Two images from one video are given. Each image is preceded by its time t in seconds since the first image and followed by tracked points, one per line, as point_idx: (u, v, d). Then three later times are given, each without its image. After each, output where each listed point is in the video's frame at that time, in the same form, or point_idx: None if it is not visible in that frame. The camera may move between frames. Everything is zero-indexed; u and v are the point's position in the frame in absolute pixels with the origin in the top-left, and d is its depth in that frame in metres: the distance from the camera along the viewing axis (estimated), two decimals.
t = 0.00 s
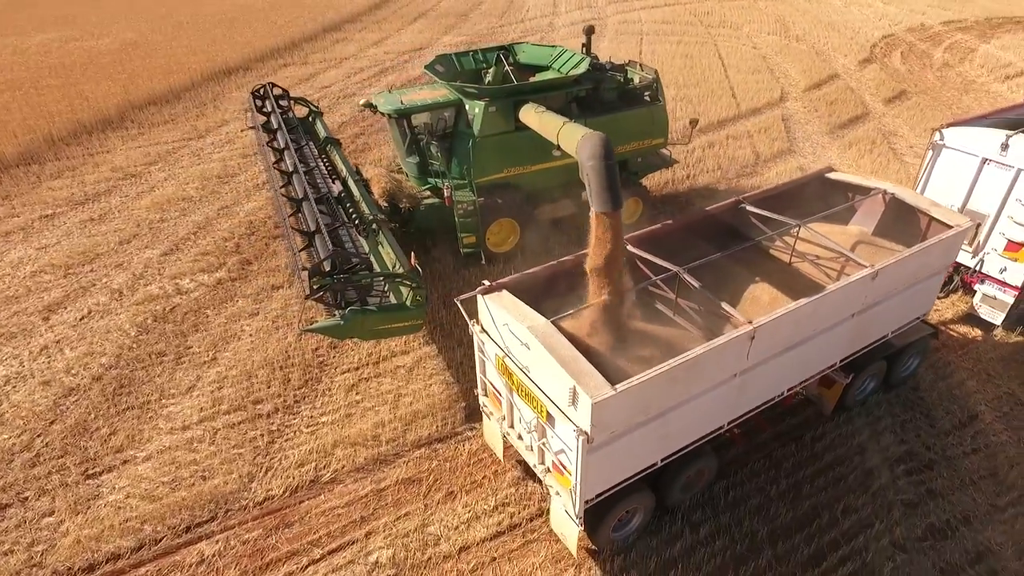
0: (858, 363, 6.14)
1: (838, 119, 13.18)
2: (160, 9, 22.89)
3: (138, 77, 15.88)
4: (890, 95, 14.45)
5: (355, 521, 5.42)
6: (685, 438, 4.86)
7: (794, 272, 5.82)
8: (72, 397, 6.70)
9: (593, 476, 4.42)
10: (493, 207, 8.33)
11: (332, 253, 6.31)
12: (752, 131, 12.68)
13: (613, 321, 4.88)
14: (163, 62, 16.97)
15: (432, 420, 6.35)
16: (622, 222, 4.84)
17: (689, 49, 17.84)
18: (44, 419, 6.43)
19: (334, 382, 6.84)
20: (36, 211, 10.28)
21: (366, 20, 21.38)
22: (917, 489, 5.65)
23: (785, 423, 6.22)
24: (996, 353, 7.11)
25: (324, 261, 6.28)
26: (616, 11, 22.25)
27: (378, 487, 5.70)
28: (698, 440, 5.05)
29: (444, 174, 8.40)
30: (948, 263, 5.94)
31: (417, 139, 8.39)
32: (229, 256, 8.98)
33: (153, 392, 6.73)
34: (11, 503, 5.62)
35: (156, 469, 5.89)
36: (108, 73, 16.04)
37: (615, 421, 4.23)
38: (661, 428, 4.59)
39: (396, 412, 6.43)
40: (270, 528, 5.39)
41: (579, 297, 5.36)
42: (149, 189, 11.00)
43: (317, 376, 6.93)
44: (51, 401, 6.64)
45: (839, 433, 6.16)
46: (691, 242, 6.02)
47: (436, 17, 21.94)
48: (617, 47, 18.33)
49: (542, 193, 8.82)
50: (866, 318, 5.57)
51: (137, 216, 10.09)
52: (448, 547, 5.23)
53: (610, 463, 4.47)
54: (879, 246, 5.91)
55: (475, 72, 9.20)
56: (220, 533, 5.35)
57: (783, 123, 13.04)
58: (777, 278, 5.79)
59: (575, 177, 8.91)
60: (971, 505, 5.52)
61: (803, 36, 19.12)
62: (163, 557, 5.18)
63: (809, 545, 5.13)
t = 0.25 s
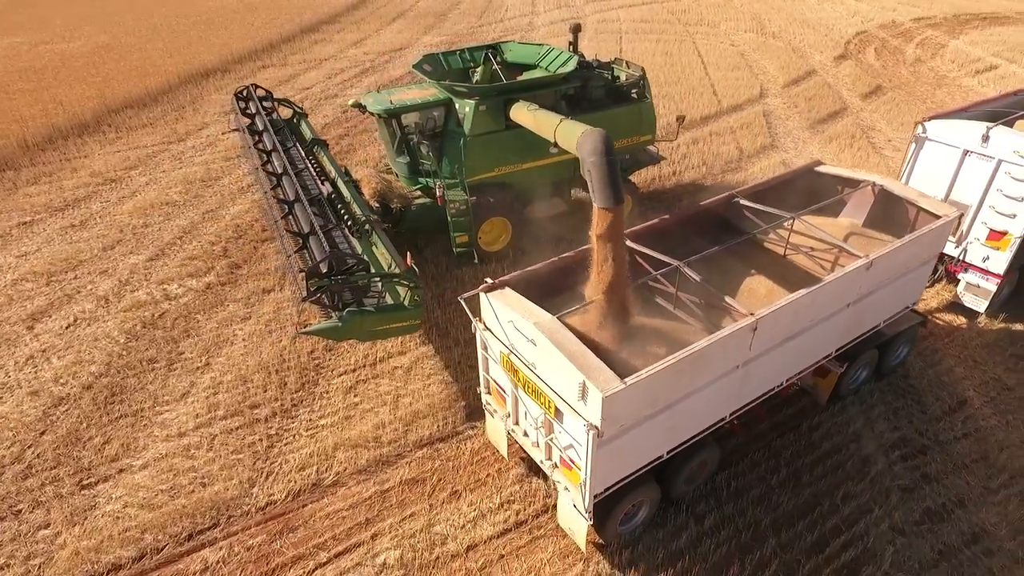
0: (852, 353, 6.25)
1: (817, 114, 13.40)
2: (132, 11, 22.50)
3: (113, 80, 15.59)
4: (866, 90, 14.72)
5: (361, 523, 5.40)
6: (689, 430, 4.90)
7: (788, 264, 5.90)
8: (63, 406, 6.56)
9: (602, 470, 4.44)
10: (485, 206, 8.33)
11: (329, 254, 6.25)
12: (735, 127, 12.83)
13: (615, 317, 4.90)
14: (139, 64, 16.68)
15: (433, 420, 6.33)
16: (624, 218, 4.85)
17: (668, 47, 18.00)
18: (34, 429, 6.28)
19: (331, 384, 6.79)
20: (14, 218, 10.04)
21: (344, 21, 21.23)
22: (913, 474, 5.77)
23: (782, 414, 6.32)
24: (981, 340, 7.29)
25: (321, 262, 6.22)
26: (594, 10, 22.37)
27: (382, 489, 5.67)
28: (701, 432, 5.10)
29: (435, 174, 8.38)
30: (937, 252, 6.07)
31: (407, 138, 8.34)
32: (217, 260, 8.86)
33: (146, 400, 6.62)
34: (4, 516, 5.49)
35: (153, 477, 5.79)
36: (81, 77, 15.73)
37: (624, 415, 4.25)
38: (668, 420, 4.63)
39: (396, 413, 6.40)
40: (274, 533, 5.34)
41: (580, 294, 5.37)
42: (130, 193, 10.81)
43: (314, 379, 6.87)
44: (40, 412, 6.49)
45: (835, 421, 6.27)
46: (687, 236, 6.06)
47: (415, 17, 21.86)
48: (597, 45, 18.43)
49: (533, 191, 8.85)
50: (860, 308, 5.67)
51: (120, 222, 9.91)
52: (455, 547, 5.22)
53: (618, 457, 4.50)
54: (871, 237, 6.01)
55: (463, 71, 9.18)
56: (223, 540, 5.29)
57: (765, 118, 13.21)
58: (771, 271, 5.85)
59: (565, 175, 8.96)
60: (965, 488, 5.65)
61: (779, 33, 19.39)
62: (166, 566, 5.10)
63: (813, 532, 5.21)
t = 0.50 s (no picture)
0: (848, 343, 6.35)
1: (801, 110, 13.58)
2: (108, 13, 22.14)
3: (92, 83, 15.33)
4: (847, 86, 14.94)
5: (369, 524, 5.38)
6: (696, 423, 4.94)
7: (786, 257, 5.98)
8: (57, 414, 6.45)
9: (613, 464, 4.47)
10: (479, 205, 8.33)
11: (329, 255, 6.21)
12: (721, 123, 12.96)
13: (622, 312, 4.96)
14: (118, 67, 16.42)
15: (435, 420, 6.32)
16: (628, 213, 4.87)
17: (651, 46, 18.12)
18: (28, 438, 6.17)
19: (332, 386, 6.75)
20: None
21: (325, 22, 21.09)
22: (911, 462, 5.88)
23: (781, 405, 6.40)
24: (970, 329, 7.44)
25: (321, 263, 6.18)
26: (576, 9, 22.44)
27: (388, 490, 5.66)
28: (707, 424, 5.15)
29: (429, 173, 8.37)
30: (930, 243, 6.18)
31: (400, 138, 8.31)
32: (209, 264, 8.77)
33: (143, 406, 6.52)
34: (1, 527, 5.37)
35: (154, 484, 5.71)
36: (59, 79, 15.45)
37: (635, 408, 4.28)
38: (677, 413, 4.67)
39: (399, 413, 6.39)
40: (281, 537, 5.29)
41: (584, 289, 5.40)
42: (115, 198, 10.65)
43: (314, 382, 6.82)
44: (34, 420, 6.37)
45: (833, 412, 6.36)
46: (686, 230, 6.11)
47: (397, 18, 21.77)
48: (581, 44, 18.50)
49: (527, 189, 8.86)
50: (858, 299, 5.76)
51: (106, 226, 9.75)
52: (465, 545, 5.22)
53: (629, 451, 4.52)
54: (866, 229, 6.11)
55: (454, 71, 9.16)
56: (229, 545, 5.24)
57: (750, 115, 13.36)
58: (769, 264, 5.93)
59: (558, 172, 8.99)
60: (962, 474, 5.77)
61: (759, 31, 19.61)
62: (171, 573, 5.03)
63: (817, 521, 5.29)
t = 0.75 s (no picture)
0: (846, 336, 6.44)
1: (787, 107, 13.74)
2: (86, 15, 21.80)
3: (73, 85, 15.09)
4: (831, 83, 15.13)
5: (377, 525, 5.37)
6: (703, 417, 4.98)
7: (785, 252, 6.04)
8: (53, 422, 6.35)
9: (624, 459, 4.49)
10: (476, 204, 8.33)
11: (330, 256, 6.17)
12: (709, 121, 13.07)
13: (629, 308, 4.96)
14: (99, 69, 16.18)
15: (439, 419, 6.31)
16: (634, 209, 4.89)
17: (636, 44, 18.23)
18: (25, 447, 6.06)
19: (333, 388, 6.71)
20: None
21: (309, 22, 20.94)
22: (910, 451, 5.98)
23: (781, 398, 6.47)
24: (961, 320, 7.58)
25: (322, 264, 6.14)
26: (560, 8, 22.50)
27: (395, 490, 5.64)
28: (713, 418, 5.19)
29: (424, 172, 8.33)
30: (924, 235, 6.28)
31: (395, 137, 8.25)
32: (202, 268, 8.68)
33: (141, 412, 6.44)
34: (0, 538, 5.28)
35: (157, 490, 5.64)
36: (39, 83, 15.19)
37: (646, 403, 4.30)
38: (685, 408, 4.70)
39: (402, 414, 6.37)
40: (289, 540, 5.26)
41: (590, 286, 5.42)
42: (103, 202, 10.50)
43: (315, 384, 6.77)
44: (30, 429, 6.26)
45: (832, 403, 6.45)
46: (686, 227, 6.16)
47: (381, 18, 21.68)
48: (567, 43, 18.55)
49: (521, 188, 8.87)
50: (856, 291, 5.84)
51: (95, 231, 9.61)
52: (474, 544, 5.22)
53: (639, 446, 4.55)
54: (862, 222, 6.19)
55: (447, 70, 9.15)
56: (237, 550, 5.19)
57: (737, 112, 13.48)
58: (769, 258, 5.99)
59: (553, 171, 9.02)
60: (959, 461, 5.88)
61: (742, 29, 19.80)
62: None
63: (822, 512, 5.36)
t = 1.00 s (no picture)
0: (844, 329, 6.53)
1: (774, 104, 13.89)
2: (65, 16, 21.46)
3: (56, 88, 14.86)
4: (816, 80, 15.31)
5: (387, 526, 5.35)
6: (711, 411, 5.02)
7: (785, 247, 6.11)
8: (51, 429, 6.26)
9: (635, 453, 4.52)
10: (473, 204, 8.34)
11: (333, 257, 6.15)
12: (699, 118, 13.17)
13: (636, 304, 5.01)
14: (81, 72, 15.95)
15: (444, 419, 6.30)
16: (640, 206, 4.92)
17: (623, 43, 18.31)
18: (23, 456, 5.97)
19: (336, 390, 6.68)
20: None
21: (294, 23, 20.79)
22: (910, 441, 6.07)
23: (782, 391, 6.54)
24: (953, 311, 7.71)
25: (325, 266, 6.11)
26: (546, 7, 22.53)
27: (403, 491, 5.63)
28: (720, 413, 5.24)
29: (421, 172, 8.29)
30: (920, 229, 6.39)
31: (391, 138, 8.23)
32: (197, 271, 8.59)
33: (141, 417, 6.37)
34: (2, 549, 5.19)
35: (162, 496, 5.58)
36: (20, 86, 14.94)
37: (657, 398, 4.34)
38: (694, 402, 4.75)
39: (407, 415, 6.35)
40: (298, 543, 5.23)
41: (596, 284, 5.44)
42: (91, 206, 10.35)
43: (317, 387, 6.73)
44: (28, 437, 6.17)
45: (832, 395, 6.54)
46: (688, 223, 6.21)
47: (366, 18, 21.58)
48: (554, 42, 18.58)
49: (518, 187, 8.88)
50: (855, 285, 5.92)
51: (85, 236, 9.48)
52: (485, 542, 5.22)
53: (650, 440, 4.58)
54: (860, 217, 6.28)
55: (441, 70, 9.14)
56: (246, 554, 5.15)
57: (726, 110, 13.60)
58: (770, 253, 6.06)
59: (549, 170, 9.05)
60: (958, 450, 5.99)
61: (727, 27, 19.97)
62: None
63: (827, 502, 5.43)
